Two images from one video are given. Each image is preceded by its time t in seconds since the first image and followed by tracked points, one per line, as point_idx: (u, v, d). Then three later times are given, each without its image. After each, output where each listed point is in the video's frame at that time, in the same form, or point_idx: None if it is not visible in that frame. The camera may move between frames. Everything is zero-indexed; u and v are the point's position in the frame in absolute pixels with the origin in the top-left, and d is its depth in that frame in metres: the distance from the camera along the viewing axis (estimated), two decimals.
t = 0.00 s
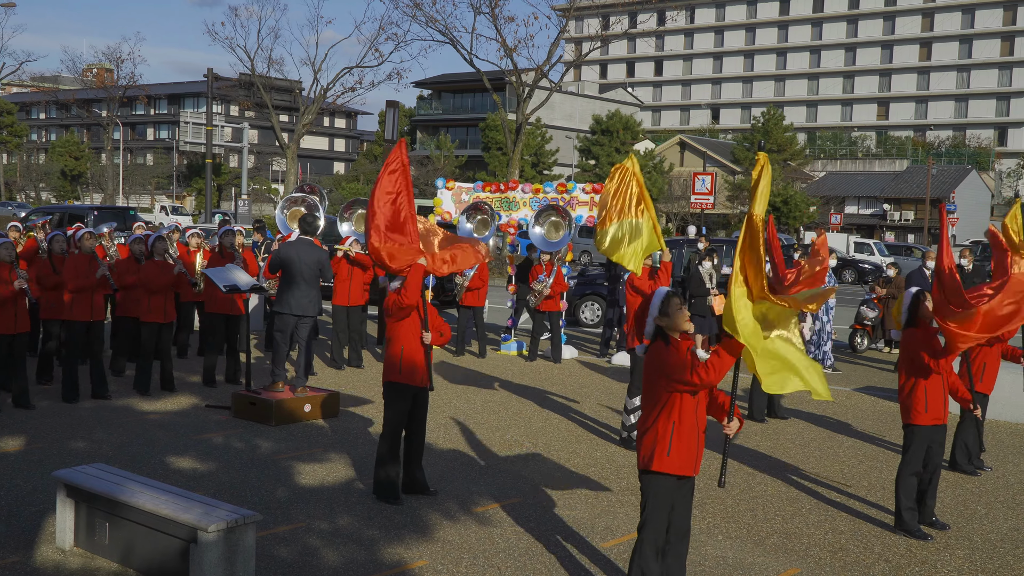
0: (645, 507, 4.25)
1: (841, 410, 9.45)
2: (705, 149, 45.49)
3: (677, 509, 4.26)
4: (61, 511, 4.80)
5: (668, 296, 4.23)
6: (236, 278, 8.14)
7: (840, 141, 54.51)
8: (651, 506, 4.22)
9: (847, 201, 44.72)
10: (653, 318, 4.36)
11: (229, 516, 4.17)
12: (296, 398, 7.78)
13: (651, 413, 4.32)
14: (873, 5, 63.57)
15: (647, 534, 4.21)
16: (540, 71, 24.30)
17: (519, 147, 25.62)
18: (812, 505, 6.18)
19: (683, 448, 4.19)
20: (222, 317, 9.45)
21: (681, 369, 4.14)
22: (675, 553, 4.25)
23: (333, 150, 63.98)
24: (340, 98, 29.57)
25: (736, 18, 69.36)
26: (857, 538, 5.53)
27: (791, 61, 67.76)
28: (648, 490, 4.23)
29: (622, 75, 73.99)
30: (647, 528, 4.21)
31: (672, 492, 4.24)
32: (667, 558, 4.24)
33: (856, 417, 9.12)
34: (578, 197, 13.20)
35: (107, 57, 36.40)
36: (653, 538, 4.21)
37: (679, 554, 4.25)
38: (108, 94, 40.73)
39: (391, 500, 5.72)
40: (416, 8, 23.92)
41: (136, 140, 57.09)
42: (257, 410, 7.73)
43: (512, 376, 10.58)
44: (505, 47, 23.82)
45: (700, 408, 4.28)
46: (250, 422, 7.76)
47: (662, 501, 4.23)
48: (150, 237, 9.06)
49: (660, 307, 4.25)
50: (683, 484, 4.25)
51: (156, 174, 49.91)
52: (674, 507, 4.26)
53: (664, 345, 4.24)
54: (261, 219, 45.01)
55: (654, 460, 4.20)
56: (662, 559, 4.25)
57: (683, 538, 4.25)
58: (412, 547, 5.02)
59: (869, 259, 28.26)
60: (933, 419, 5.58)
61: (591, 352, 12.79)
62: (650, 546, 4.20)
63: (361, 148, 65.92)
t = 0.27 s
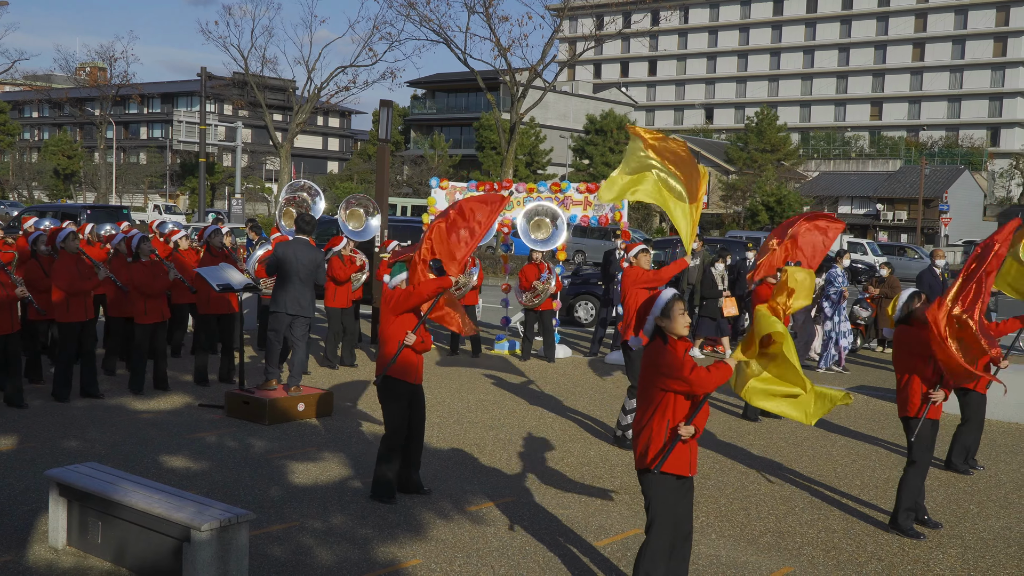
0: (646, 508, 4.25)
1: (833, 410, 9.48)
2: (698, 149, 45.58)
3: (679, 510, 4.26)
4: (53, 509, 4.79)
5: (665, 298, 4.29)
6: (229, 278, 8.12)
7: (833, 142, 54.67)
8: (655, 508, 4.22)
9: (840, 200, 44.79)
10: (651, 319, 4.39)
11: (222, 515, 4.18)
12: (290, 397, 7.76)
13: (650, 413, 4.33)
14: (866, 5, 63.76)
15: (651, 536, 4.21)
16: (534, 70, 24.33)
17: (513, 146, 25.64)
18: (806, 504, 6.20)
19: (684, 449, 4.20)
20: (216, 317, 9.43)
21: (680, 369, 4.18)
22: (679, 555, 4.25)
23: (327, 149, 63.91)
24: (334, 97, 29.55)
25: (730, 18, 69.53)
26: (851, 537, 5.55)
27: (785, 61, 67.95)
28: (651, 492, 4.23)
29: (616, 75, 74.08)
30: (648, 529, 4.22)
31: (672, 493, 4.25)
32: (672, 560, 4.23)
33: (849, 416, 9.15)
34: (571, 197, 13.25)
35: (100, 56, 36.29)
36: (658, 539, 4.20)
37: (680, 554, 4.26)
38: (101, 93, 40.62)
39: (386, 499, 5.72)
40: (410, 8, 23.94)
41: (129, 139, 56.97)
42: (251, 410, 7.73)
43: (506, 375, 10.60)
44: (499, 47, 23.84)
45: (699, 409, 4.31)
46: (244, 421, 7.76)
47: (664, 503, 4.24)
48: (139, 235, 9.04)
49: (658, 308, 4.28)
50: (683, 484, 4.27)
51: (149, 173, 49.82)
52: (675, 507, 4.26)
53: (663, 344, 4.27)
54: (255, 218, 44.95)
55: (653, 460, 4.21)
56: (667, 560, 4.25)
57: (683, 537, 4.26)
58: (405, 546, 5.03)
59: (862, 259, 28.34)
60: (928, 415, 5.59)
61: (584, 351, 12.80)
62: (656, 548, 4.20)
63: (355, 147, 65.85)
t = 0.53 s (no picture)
0: (640, 507, 4.26)
1: (832, 410, 9.46)
2: (697, 149, 45.61)
3: (671, 509, 4.28)
4: (53, 509, 4.79)
5: (666, 294, 4.30)
6: (229, 277, 8.12)
7: (832, 142, 54.73)
8: (648, 506, 4.23)
9: (838, 201, 44.83)
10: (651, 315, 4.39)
11: (222, 515, 4.18)
12: (289, 397, 7.76)
13: (645, 411, 4.33)
14: (865, 6, 63.80)
15: (643, 534, 4.22)
16: (533, 70, 24.32)
17: (513, 145, 25.66)
18: (806, 504, 6.20)
19: (679, 449, 4.21)
20: (215, 316, 9.43)
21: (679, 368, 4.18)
22: (668, 554, 4.28)
23: (325, 149, 63.91)
24: (333, 97, 29.54)
25: (729, 18, 69.59)
26: (850, 538, 5.56)
27: (784, 61, 67.99)
28: (645, 490, 4.24)
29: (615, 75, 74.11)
30: (640, 529, 4.22)
31: (666, 491, 4.26)
32: (662, 559, 4.25)
33: (848, 416, 9.16)
34: (570, 197, 13.25)
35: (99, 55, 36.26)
36: (649, 538, 4.22)
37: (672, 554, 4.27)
38: (100, 93, 40.57)
39: (384, 498, 5.73)
40: (409, 7, 23.94)
41: (128, 139, 56.95)
42: (250, 409, 7.73)
43: (505, 374, 10.63)
44: (498, 46, 23.87)
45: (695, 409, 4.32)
46: (243, 421, 7.75)
47: (657, 501, 4.25)
48: (139, 235, 9.03)
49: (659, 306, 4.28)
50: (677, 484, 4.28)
51: (148, 173, 49.84)
52: (669, 505, 4.27)
53: (662, 343, 4.28)
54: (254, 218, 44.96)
55: (646, 459, 4.22)
56: (658, 558, 4.26)
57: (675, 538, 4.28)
58: (405, 546, 5.03)
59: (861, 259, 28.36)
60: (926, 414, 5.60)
61: (582, 351, 12.79)
62: (647, 547, 4.21)
63: (353, 147, 65.84)
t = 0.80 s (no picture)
0: (642, 511, 4.26)
1: (832, 409, 9.48)
2: (697, 149, 45.63)
3: (674, 513, 4.27)
4: (52, 509, 4.79)
5: (661, 299, 4.26)
6: (228, 277, 8.10)
7: (831, 142, 54.76)
8: (650, 512, 4.23)
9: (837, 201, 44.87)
10: (644, 320, 4.36)
11: (221, 514, 4.18)
12: (289, 397, 7.76)
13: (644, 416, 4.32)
14: (864, 5, 63.82)
15: (646, 537, 4.23)
16: (532, 69, 24.33)
17: (512, 145, 25.66)
18: (805, 504, 6.21)
19: (677, 453, 4.22)
20: (214, 315, 9.42)
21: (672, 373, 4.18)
22: (674, 558, 4.27)
23: (324, 148, 63.89)
24: (332, 96, 29.54)
25: (728, 17, 69.61)
26: (850, 538, 5.56)
27: (783, 61, 68.01)
28: (647, 496, 4.24)
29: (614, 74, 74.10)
30: (643, 532, 4.23)
31: (668, 495, 4.25)
32: (666, 561, 4.26)
33: (847, 416, 9.16)
34: (570, 197, 13.26)
35: (99, 54, 36.25)
36: (653, 542, 4.22)
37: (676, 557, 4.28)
38: (99, 92, 40.54)
39: (385, 498, 5.73)
40: (408, 6, 23.95)
41: (127, 138, 56.91)
42: (250, 408, 7.73)
43: (505, 374, 10.64)
44: (497, 45, 23.88)
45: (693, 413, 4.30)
46: (242, 421, 7.75)
47: (659, 506, 4.24)
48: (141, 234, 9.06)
49: (652, 310, 4.26)
50: (678, 488, 4.28)
51: (147, 172, 49.82)
52: (672, 509, 4.27)
53: (656, 348, 4.26)
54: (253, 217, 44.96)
55: (647, 464, 4.22)
56: (663, 562, 4.27)
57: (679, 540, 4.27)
58: (405, 546, 5.03)
59: (860, 259, 28.39)
60: (928, 419, 5.61)
61: (581, 351, 12.80)
62: (650, 550, 4.22)
63: (353, 146, 65.84)
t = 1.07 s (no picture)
0: (641, 508, 4.26)
1: (830, 409, 9.49)
2: (695, 149, 45.68)
3: (674, 510, 4.27)
4: (51, 510, 4.78)
5: (661, 298, 4.23)
6: (226, 278, 8.10)
7: (829, 142, 54.84)
8: (649, 509, 4.23)
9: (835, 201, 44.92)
10: (644, 320, 4.33)
11: (220, 515, 4.17)
12: (287, 398, 7.76)
13: (645, 413, 4.32)
14: (862, 5, 63.89)
15: (645, 535, 4.22)
16: (530, 70, 24.35)
17: (510, 146, 25.67)
18: (803, 503, 6.22)
19: (679, 449, 4.21)
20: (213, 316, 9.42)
21: (675, 370, 4.15)
22: (671, 554, 4.27)
23: (322, 149, 63.87)
24: (330, 97, 29.54)
25: (726, 18, 69.66)
26: (848, 537, 5.57)
27: (781, 61, 68.05)
28: (647, 492, 4.23)
29: (612, 75, 74.12)
30: (641, 529, 4.23)
31: (667, 493, 4.25)
32: (663, 558, 4.26)
33: (846, 416, 9.16)
34: (569, 197, 13.26)
35: (96, 55, 36.19)
36: (650, 538, 4.22)
37: (675, 554, 4.28)
38: (97, 93, 40.48)
39: (383, 498, 5.73)
40: (406, 7, 23.97)
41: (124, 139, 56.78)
42: (248, 410, 7.73)
43: (503, 375, 10.66)
44: (495, 46, 23.89)
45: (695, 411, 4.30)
46: (241, 421, 7.75)
47: (659, 502, 4.24)
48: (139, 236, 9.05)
49: (652, 309, 4.22)
50: (680, 485, 4.27)
51: (145, 173, 49.75)
52: (671, 507, 4.27)
53: (657, 346, 4.23)
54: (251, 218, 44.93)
55: (647, 461, 4.22)
56: (660, 558, 4.27)
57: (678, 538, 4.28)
58: (403, 546, 5.04)
59: (858, 259, 28.42)
60: (929, 420, 5.61)
61: (579, 351, 12.82)
62: (648, 548, 4.22)
63: (351, 147, 65.84)
